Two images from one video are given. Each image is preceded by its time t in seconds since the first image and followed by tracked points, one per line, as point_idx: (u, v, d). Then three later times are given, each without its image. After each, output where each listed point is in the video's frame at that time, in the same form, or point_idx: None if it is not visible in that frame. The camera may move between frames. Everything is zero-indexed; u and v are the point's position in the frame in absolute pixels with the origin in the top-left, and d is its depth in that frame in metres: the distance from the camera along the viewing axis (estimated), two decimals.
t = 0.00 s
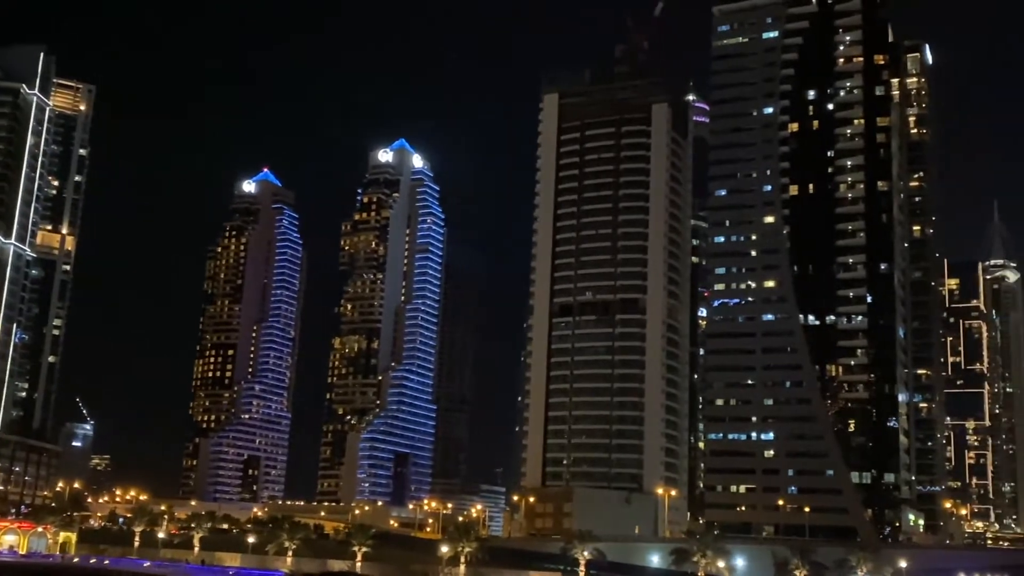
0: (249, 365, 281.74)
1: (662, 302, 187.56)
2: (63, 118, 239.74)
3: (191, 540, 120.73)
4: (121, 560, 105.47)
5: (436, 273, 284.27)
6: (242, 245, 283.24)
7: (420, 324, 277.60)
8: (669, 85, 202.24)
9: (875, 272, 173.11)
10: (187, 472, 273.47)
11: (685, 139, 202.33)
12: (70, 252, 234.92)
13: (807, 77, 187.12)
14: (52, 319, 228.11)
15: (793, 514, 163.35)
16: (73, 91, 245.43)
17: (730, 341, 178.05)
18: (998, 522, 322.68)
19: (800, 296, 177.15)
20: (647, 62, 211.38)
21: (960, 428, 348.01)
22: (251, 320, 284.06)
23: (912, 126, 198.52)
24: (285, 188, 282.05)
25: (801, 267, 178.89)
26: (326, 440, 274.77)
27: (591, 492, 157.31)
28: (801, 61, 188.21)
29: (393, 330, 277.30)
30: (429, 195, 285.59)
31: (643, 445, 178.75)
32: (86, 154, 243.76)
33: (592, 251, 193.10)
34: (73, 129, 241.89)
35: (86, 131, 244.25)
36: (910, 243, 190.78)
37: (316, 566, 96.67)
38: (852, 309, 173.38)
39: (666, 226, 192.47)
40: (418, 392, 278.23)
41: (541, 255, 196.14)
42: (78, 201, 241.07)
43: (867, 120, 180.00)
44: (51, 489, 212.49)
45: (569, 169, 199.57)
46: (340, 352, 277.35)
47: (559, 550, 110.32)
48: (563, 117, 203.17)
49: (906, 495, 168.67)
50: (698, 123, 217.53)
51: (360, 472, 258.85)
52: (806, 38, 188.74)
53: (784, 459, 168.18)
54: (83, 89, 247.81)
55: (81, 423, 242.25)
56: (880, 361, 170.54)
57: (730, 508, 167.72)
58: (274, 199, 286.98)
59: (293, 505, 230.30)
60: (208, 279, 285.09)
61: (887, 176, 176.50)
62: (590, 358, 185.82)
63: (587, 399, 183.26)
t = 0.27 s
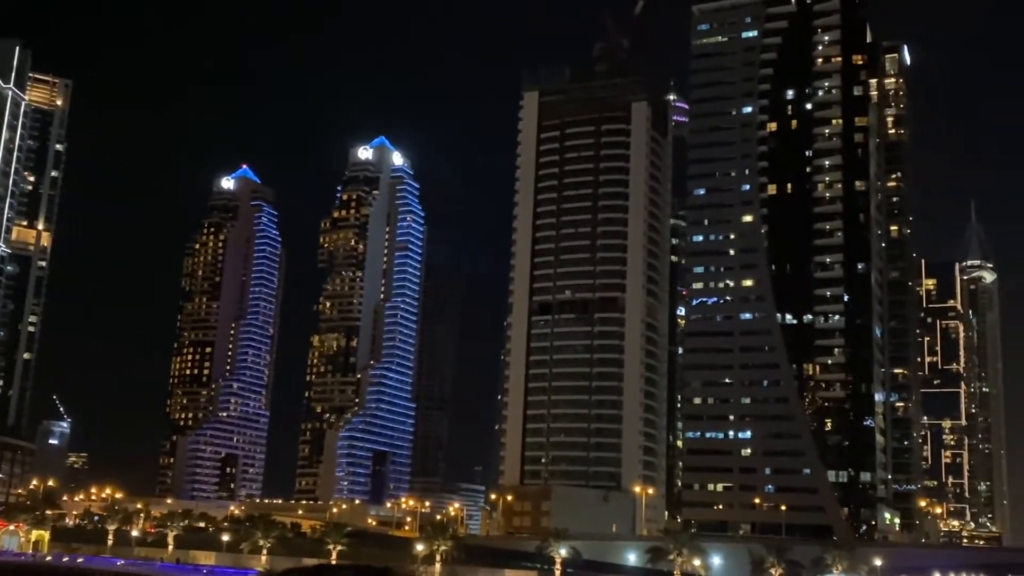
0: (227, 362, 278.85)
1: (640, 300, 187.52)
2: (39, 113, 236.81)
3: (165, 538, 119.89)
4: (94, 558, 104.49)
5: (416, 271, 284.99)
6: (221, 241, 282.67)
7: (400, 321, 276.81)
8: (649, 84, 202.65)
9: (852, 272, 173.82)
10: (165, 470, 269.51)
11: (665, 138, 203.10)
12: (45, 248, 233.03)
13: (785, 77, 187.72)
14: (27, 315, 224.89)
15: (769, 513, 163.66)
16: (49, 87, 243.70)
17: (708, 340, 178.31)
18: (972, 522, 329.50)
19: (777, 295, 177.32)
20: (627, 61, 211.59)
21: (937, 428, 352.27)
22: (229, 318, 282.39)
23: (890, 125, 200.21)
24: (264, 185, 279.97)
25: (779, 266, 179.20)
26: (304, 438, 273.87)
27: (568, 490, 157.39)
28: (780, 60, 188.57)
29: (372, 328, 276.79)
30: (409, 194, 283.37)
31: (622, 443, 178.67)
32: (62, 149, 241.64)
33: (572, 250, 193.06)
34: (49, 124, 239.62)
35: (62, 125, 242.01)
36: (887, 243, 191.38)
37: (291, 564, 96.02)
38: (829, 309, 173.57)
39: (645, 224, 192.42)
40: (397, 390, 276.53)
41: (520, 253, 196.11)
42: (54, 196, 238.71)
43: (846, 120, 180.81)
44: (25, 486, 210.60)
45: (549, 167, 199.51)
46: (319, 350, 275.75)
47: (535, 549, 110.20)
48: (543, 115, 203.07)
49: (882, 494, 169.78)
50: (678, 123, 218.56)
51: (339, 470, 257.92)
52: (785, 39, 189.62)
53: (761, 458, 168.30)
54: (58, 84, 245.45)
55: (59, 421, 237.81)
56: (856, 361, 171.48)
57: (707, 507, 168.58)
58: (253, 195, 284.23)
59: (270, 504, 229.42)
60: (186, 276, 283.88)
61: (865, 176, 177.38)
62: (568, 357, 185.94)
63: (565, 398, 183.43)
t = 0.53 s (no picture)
0: (207, 359, 276.44)
1: (622, 298, 187.63)
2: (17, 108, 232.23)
3: (142, 536, 119.19)
4: (70, 555, 103.72)
5: (398, 268, 283.09)
6: (201, 238, 279.14)
7: (381, 318, 275.64)
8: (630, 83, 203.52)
9: (832, 270, 174.38)
10: (144, 468, 266.23)
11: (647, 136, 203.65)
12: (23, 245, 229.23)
13: (766, 76, 188.15)
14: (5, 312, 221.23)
15: (749, 510, 163.73)
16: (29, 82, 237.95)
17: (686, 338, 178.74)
18: (951, 520, 332.25)
19: (758, 293, 177.18)
20: (610, 59, 212.06)
21: (917, 426, 353.99)
22: (210, 314, 278.86)
23: (870, 124, 200.10)
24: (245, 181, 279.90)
25: (759, 264, 179.56)
26: (285, 435, 272.52)
27: (548, 488, 157.17)
28: (761, 59, 188.89)
29: (354, 326, 275.41)
30: (390, 190, 282.65)
31: (603, 441, 178.74)
32: (41, 144, 240.31)
33: (554, 247, 192.81)
34: (28, 119, 237.82)
35: (40, 121, 240.11)
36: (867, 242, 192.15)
37: (268, 562, 95.69)
38: (810, 306, 174.31)
39: (627, 222, 192.97)
40: (379, 387, 275.40)
41: (502, 251, 195.53)
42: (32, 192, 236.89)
43: (826, 118, 181.40)
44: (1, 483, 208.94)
45: (531, 164, 199.45)
46: (300, 347, 275.26)
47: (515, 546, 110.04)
48: (524, 112, 202.19)
49: (861, 491, 170.78)
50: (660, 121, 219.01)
51: (320, 467, 258.53)
52: (767, 36, 189.57)
53: (740, 455, 168.45)
54: (39, 79, 239.55)
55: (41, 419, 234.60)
56: (836, 359, 172.30)
57: (687, 504, 168.09)
58: (234, 191, 285.07)
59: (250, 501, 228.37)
60: (165, 273, 279.04)
61: (845, 174, 178.60)
62: (550, 355, 185.44)
63: (546, 395, 183.32)
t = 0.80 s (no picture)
0: (190, 355, 273.87)
1: (605, 294, 187.47)
2: None
3: (120, 533, 118.07)
4: (47, 554, 102.40)
5: (381, 264, 283.80)
6: (184, 234, 278.85)
7: (365, 315, 276.91)
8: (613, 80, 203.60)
9: (814, 267, 174.51)
10: (126, 465, 261.98)
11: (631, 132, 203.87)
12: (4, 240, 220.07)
13: (750, 73, 187.85)
14: None
15: (731, 507, 163.79)
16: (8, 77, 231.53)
17: (669, 334, 179.52)
18: (932, 516, 333.12)
19: (740, 289, 177.93)
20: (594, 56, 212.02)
21: (899, 423, 354.86)
22: (193, 311, 278.01)
23: (852, 122, 201.36)
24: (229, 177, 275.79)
25: (742, 261, 179.87)
26: (268, 432, 268.45)
27: (531, 485, 157.02)
28: (744, 56, 189.10)
29: (337, 323, 274.91)
30: (375, 187, 279.68)
31: (586, 437, 178.90)
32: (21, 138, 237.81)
33: (537, 244, 192.92)
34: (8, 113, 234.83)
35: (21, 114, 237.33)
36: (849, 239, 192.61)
37: (248, 560, 94.74)
38: (792, 303, 174.36)
39: (610, 218, 192.47)
40: (362, 383, 275.87)
41: (486, 248, 195.60)
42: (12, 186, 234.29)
43: (809, 115, 181.54)
44: None
45: (514, 161, 199.14)
46: (283, 343, 272.53)
47: (496, 543, 109.17)
48: (508, 108, 202.02)
49: (842, 487, 171.47)
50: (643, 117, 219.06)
51: (303, 463, 254.84)
52: (751, 32, 189.59)
53: (723, 452, 168.04)
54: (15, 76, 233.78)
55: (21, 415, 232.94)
56: (818, 355, 172.55)
57: (669, 500, 168.39)
58: (217, 187, 281.20)
59: (232, 498, 227.28)
60: (148, 269, 278.61)
61: (827, 171, 178.28)
62: (533, 351, 185.51)
63: (529, 391, 183.30)
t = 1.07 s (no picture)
0: (174, 351, 272.99)
1: (590, 291, 187.74)
2: None
3: (101, 530, 117.62)
4: (27, 551, 101.98)
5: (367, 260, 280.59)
6: (168, 230, 276.87)
7: (350, 312, 273.92)
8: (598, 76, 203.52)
9: (798, 264, 174.92)
10: (109, 462, 261.14)
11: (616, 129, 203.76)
12: None
13: (735, 69, 188.48)
14: None
15: (714, 502, 164.19)
16: None
17: (654, 331, 179.17)
18: (916, 512, 334.00)
19: (724, 285, 177.99)
20: (580, 52, 212.24)
21: (883, 419, 355.66)
22: (177, 306, 275.01)
23: (838, 118, 201.61)
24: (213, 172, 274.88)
25: (727, 257, 179.64)
26: (252, 429, 268.30)
27: (516, 481, 156.68)
28: (729, 52, 189.60)
29: (322, 318, 274.00)
30: (360, 182, 281.44)
31: (570, 434, 178.50)
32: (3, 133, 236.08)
33: (522, 239, 192.43)
34: None
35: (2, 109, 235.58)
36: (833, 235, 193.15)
37: (230, 556, 94.68)
38: (776, 299, 174.68)
39: (595, 215, 192.59)
40: (349, 380, 273.94)
41: (470, 245, 193.88)
42: None
43: (793, 112, 182.07)
44: None
45: (499, 157, 199.09)
46: (268, 339, 271.76)
47: (479, 539, 109.19)
48: (494, 103, 201.53)
49: (825, 483, 171.70)
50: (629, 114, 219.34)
51: (288, 460, 254.69)
52: (736, 28, 189.94)
53: (707, 447, 169.24)
54: None
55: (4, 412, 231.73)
56: (802, 351, 172.87)
57: (653, 496, 168.32)
58: (201, 182, 280.10)
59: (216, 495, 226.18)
60: (132, 265, 276.52)
61: (812, 168, 178.64)
62: (518, 347, 185.84)
63: (514, 386, 183.28)
